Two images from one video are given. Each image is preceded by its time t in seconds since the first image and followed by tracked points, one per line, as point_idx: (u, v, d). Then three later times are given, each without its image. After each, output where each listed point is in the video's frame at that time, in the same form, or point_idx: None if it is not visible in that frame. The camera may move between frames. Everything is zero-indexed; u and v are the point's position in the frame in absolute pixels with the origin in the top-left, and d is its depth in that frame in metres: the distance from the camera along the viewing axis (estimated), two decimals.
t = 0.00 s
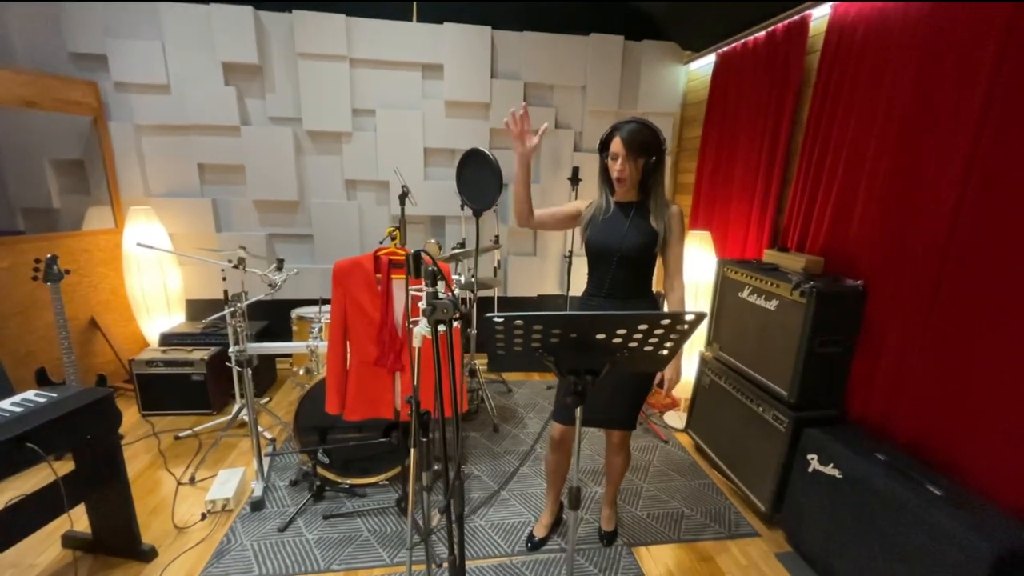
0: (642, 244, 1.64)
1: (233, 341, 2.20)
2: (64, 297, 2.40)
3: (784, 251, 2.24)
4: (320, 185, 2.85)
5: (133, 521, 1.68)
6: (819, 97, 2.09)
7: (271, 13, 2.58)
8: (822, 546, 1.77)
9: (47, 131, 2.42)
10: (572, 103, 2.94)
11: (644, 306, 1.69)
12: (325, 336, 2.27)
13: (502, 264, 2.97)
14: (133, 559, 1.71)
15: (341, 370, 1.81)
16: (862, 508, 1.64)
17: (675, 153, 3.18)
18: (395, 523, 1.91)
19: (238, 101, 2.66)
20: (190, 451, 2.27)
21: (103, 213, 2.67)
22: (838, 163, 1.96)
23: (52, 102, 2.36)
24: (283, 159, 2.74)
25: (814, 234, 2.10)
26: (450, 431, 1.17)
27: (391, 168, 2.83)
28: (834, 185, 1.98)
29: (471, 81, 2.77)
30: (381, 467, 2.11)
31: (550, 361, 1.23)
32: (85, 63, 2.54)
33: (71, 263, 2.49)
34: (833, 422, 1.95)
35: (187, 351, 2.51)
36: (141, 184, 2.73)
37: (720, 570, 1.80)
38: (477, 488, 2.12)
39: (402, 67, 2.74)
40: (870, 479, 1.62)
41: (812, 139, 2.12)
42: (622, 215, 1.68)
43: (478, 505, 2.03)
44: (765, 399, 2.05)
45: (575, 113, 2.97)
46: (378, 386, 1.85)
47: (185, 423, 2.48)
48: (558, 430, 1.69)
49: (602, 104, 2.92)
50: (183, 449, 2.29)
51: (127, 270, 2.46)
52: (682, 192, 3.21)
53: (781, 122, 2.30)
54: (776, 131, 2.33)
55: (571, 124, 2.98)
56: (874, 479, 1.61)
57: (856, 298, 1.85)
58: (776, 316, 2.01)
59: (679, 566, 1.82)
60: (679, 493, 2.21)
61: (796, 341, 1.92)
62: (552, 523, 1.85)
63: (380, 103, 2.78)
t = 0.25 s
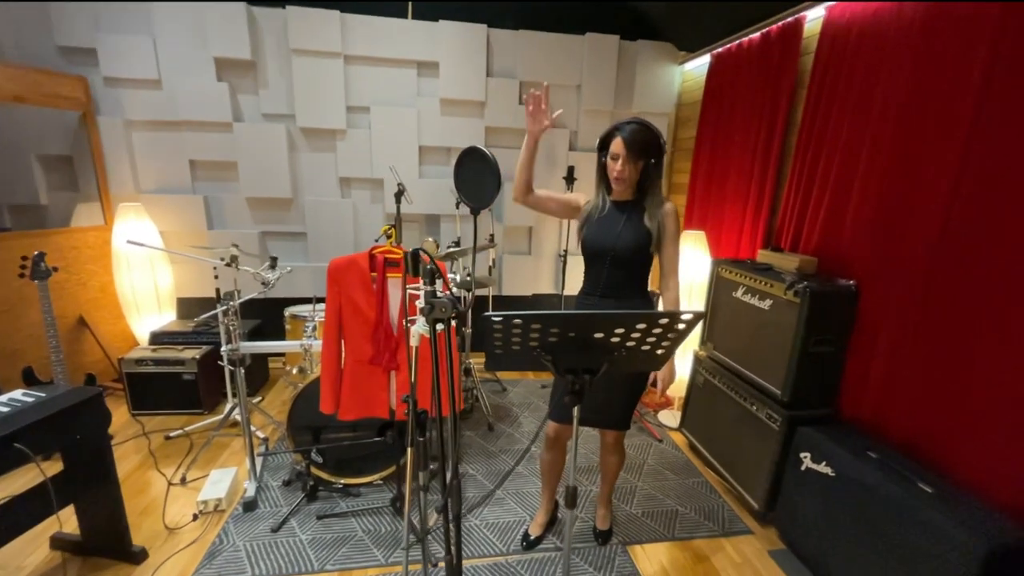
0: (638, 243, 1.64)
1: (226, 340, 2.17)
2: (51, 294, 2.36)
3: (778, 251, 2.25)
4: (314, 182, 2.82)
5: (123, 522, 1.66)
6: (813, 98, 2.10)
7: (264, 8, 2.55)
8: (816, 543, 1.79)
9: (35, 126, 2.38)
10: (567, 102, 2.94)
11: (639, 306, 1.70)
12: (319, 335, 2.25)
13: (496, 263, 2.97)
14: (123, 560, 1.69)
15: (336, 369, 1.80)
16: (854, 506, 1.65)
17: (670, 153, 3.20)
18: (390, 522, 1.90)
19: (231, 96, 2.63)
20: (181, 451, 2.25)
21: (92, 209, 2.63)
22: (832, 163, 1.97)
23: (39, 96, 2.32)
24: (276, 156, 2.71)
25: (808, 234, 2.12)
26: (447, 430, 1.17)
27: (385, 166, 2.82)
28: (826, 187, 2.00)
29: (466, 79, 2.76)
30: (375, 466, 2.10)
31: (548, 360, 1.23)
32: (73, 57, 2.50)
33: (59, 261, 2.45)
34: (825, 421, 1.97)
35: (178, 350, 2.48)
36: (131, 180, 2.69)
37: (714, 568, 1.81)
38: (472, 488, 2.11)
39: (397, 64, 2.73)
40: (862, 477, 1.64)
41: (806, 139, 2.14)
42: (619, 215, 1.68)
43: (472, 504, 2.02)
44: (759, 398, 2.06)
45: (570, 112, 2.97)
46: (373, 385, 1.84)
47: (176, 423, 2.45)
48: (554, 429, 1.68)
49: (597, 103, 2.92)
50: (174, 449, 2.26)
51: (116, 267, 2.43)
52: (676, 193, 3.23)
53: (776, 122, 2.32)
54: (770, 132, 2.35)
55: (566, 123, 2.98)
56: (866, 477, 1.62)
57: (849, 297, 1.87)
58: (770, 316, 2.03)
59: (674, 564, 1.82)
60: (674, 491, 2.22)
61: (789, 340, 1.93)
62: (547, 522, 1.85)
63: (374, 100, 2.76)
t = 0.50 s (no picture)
0: (632, 245, 1.65)
1: (216, 341, 2.15)
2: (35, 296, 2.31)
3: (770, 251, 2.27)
4: (305, 182, 2.80)
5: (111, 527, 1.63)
6: (803, 99, 2.13)
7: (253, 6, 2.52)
8: (808, 540, 1.81)
9: (17, 125, 2.32)
10: (559, 102, 2.95)
11: (633, 306, 1.70)
12: (311, 336, 2.23)
13: (489, 263, 2.96)
14: (112, 566, 1.66)
15: (329, 370, 1.78)
16: (846, 502, 1.67)
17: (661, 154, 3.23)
18: (385, 524, 1.89)
19: (220, 95, 2.60)
20: (171, 455, 2.21)
21: (78, 210, 2.58)
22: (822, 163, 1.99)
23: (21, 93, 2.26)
24: (267, 155, 2.68)
25: (799, 233, 2.14)
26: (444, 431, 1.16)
27: (377, 166, 2.81)
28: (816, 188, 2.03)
29: (459, 79, 2.76)
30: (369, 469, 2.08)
31: (545, 359, 1.23)
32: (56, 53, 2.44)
33: (43, 261, 2.41)
34: (816, 418, 1.99)
35: (166, 352, 2.45)
36: (118, 179, 2.64)
37: (708, 565, 1.82)
38: (467, 488, 2.11)
39: (388, 63, 2.71)
40: (853, 473, 1.66)
41: (796, 140, 2.16)
42: (613, 215, 1.69)
43: (468, 505, 2.02)
44: (752, 396, 2.08)
45: (563, 112, 2.98)
46: (366, 385, 1.82)
47: (165, 426, 2.42)
48: (550, 429, 1.69)
49: (589, 103, 2.93)
50: (164, 452, 2.23)
51: (103, 268, 2.39)
52: (667, 193, 3.26)
53: (766, 122, 2.34)
54: (761, 132, 2.37)
55: (558, 123, 2.98)
56: (857, 473, 1.64)
57: (840, 296, 1.89)
58: (762, 314, 2.04)
59: (669, 561, 1.83)
60: (667, 489, 2.23)
61: (781, 338, 1.95)
62: (542, 522, 1.85)
63: (366, 99, 2.74)
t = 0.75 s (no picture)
0: (630, 246, 1.66)
1: (210, 342, 2.13)
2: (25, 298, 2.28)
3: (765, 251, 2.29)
4: (300, 182, 2.79)
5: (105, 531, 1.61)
6: (797, 100, 2.14)
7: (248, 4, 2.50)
8: (804, 538, 1.82)
9: (6, 123, 2.29)
10: (555, 103, 2.96)
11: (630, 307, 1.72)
12: (307, 337, 2.22)
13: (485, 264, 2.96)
14: (106, 570, 1.64)
15: (326, 371, 1.77)
16: (841, 500, 1.69)
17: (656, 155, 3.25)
18: (382, 526, 1.88)
19: (214, 94, 2.58)
20: (164, 457, 2.19)
21: (69, 209, 2.54)
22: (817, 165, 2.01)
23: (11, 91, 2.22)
24: (261, 155, 2.66)
25: (793, 233, 2.16)
26: (445, 432, 1.16)
27: (373, 166, 2.80)
28: (810, 190, 2.05)
29: (455, 79, 2.75)
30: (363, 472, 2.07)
31: (545, 359, 1.23)
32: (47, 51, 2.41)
33: (33, 262, 2.37)
34: (811, 417, 2.01)
35: (159, 353, 2.42)
36: (110, 179, 2.61)
37: (705, 564, 1.83)
38: (465, 489, 2.10)
39: (383, 63, 2.70)
40: (848, 471, 1.67)
41: (790, 141, 2.18)
42: (611, 215, 1.69)
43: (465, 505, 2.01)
44: (748, 396, 2.10)
45: (558, 113, 2.98)
46: (363, 386, 1.81)
47: (158, 428, 2.39)
48: (548, 429, 1.69)
49: (584, 105, 2.95)
50: (157, 455, 2.20)
51: (94, 269, 2.36)
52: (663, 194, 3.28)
53: (761, 124, 2.36)
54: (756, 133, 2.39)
55: (554, 124, 2.99)
56: (852, 472, 1.66)
57: (834, 296, 1.91)
58: (758, 315, 2.06)
59: (666, 561, 1.84)
60: (664, 489, 2.24)
61: (776, 338, 1.97)
62: (540, 522, 1.85)
63: (361, 100, 2.73)
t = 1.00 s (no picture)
0: (624, 247, 1.67)
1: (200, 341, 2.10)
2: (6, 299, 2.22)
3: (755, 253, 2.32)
4: (291, 181, 2.79)
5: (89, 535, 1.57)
6: (786, 105, 2.18)
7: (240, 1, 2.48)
8: (794, 538, 1.84)
9: None
10: (547, 104, 2.98)
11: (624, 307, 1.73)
12: (298, 337, 2.20)
13: (477, 264, 2.97)
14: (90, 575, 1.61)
15: (318, 371, 1.76)
16: (830, 499, 1.71)
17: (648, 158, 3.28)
18: (374, 527, 1.87)
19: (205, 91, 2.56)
20: (151, 459, 2.16)
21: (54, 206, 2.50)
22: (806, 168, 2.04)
23: None
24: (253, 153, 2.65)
25: (783, 236, 2.19)
26: (440, 432, 1.15)
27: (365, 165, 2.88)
28: (799, 194, 2.08)
29: (448, 81, 2.79)
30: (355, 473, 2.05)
31: (541, 359, 1.23)
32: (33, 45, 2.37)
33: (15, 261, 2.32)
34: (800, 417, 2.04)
35: (147, 353, 2.39)
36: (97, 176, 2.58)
37: (697, 563, 1.85)
38: (458, 490, 2.09)
39: (379, 63, 2.62)
40: (837, 471, 1.70)
41: (780, 145, 2.21)
42: (605, 216, 1.70)
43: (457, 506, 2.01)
44: (738, 396, 2.12)
45: (551, 115, 3.01)
46: (356, 386, 1.80)
47: (144, 430, 2.35)
48: (542, 429, 1.69)
49: (576, 107, 2.98)
50: (143, 457, 2.17)
51: (79, 268, 2.39)
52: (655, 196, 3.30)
53: (751, 127, 2.39)
54: (746, 136, 2.42)
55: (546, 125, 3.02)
56: (841, 471, 1.68)
57: (823, 297, 1.93)
58: (748, 316, 2.09)
59: (658, 560, 1.85)
60: (655, 489, 2.26)
61: (766, 339, 2.00)
62: (533, 523, 1.85)
63: (354, 99, 2.71)
